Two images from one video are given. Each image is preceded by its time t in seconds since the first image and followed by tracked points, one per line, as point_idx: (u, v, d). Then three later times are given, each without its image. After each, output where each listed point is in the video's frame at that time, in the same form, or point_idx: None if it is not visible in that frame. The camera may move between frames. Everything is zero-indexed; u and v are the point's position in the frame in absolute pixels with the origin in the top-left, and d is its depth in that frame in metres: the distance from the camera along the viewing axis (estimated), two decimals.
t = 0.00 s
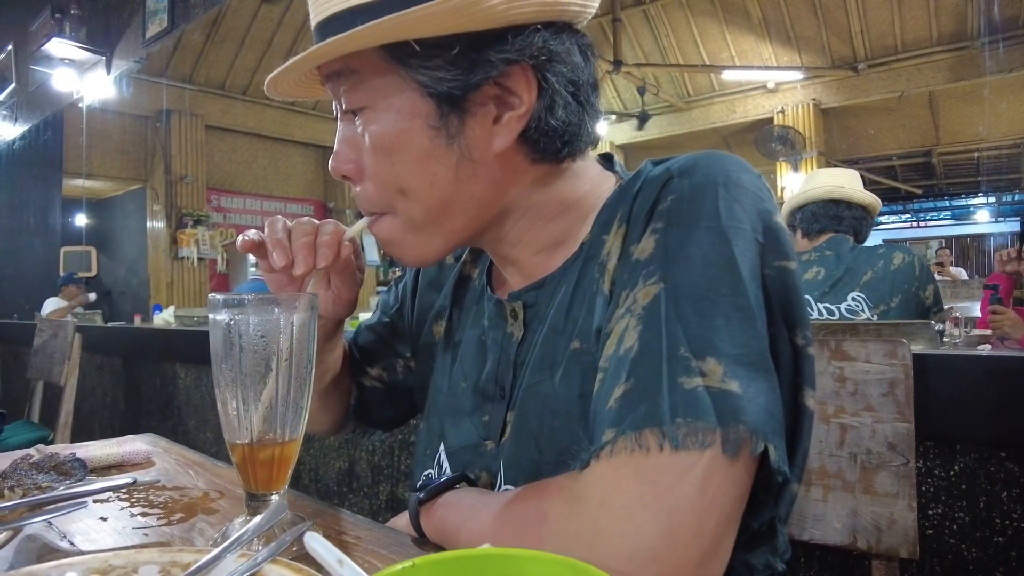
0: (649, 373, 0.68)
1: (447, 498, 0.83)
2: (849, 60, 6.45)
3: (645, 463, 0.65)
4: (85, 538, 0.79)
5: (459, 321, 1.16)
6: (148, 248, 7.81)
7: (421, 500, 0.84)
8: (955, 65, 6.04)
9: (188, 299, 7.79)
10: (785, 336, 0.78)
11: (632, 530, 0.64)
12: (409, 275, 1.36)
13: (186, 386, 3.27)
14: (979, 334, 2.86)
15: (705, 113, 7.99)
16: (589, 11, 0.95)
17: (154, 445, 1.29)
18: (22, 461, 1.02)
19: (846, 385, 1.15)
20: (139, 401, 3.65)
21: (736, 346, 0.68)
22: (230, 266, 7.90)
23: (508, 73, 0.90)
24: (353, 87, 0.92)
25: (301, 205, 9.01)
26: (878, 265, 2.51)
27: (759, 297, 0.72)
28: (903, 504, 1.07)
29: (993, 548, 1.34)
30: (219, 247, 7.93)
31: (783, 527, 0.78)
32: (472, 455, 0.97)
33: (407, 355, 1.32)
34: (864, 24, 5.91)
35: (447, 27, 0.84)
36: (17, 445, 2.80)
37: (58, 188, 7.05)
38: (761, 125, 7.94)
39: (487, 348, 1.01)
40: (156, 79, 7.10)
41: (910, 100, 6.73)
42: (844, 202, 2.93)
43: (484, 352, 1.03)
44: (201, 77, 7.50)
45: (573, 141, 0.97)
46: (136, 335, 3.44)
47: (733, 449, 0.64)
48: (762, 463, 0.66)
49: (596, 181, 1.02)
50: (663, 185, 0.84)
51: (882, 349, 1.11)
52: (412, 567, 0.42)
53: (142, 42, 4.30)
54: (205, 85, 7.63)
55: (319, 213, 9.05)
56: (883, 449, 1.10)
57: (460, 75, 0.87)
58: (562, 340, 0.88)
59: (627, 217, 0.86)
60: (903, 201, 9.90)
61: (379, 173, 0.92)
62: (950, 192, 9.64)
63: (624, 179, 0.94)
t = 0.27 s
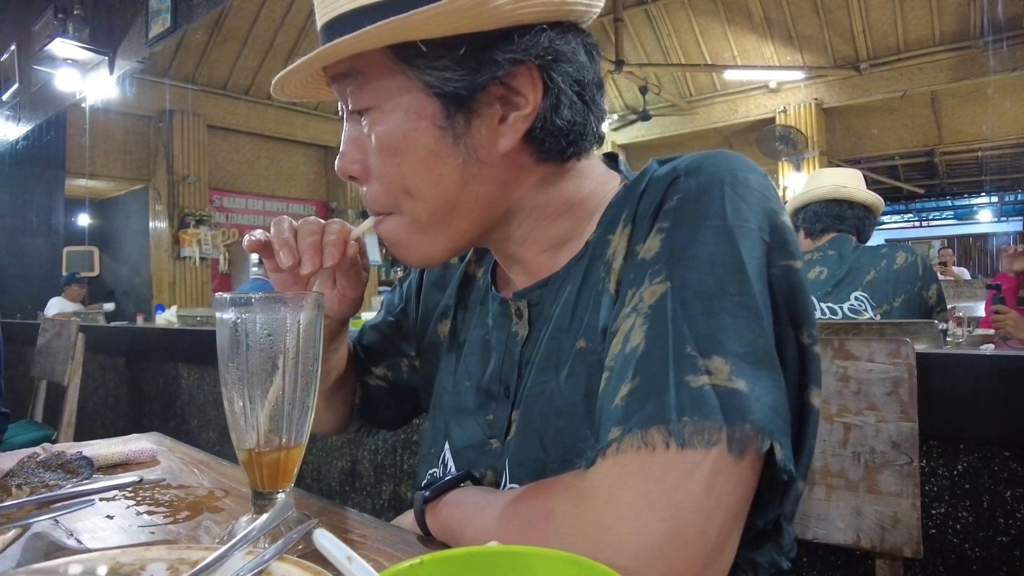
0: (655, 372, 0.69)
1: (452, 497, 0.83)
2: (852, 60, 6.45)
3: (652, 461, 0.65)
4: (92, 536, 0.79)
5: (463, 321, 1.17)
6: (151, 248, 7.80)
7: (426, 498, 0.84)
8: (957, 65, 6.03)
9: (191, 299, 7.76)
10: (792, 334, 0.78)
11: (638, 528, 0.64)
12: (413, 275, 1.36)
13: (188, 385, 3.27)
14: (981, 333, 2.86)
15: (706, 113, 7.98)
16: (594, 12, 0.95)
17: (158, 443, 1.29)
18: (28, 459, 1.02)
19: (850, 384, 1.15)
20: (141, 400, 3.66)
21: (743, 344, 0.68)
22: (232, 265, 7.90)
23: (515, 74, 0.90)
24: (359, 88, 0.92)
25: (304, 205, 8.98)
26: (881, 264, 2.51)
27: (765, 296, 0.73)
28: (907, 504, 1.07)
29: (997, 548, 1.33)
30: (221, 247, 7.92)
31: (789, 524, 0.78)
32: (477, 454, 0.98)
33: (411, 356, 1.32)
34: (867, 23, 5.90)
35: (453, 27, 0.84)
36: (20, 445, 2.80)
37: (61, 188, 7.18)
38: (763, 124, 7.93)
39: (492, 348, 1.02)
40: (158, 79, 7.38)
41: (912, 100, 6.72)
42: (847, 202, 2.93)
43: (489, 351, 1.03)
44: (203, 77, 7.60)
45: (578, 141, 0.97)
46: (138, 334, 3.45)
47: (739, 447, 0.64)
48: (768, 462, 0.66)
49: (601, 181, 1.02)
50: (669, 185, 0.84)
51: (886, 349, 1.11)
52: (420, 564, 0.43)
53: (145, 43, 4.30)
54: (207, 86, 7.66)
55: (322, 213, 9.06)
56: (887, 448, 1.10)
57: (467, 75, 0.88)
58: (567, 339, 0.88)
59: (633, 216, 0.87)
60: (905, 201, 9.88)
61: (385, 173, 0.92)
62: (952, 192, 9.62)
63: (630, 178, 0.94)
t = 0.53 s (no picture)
0: (651, 375, 0.68)
1: (449, 498, 0.83)
2: (854, 59, 6.43)
3: (648, 465, 0.65)
4: (87, 538, 0.79)
5: (462, 322, 1.17)
6: (153, 248, 7.79)
7: (422, 501, 0.84)
8: (961, 64, 6.01)
9: (193, 298, 7.80)
10: (789, 338, 0.78)
11: (633, 532, 0.63)
12: (412, 276, 1.36)
13: (190, 385, 3.27)
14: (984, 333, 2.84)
15: (709, 112, 7.96)
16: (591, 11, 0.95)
17: (157, 445, 1.29)
18: (26, 461, 1.02)
19: (850, 385, 1.14)
20: (143, 400, 3.66)
21: (739, 348, 0.68)
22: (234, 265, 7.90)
23: (513, 72, 0.90)
24: (358, 85, 0.92)
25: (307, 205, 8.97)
26: (884, 265, 2.50)
27: (763, 299, 0.72)
28: (908, 506, 1.07)
29: (999, 550, 1.33)
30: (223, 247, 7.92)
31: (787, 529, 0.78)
32: (475, 457, 0.97)
33: (409, 357, 1.32)
34: (870, 21, 5.88)
35: (451, 24, 0.83)
36: (22, 445, 2.81)
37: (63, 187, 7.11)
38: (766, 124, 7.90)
39: (490, 349, 1.01)
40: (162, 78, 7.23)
41: (915, 99, 6.70)
42: (849, 202, 2.92)
43: (487, 353, 1.02)
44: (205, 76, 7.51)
45: (577, 140, 0.97)
46: (141, 334, 3.45)
47: (734, 451, 0.64)
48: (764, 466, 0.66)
49: (601, 180, 1.03)
50: (668, 187, 0.84)
51: (886, 351, 1.10)
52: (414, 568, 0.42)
53: (146, 43, 4.31)
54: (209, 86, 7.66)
55: (324, 212, 9.06)
56: (887, 450, 1.09)
57: (465, 72, 0.87)
58: (564, 341, 0.88)
59: (631, 218, 0.86)
60: (909, 200, 9.85)
61: (383, 171, 0.92)
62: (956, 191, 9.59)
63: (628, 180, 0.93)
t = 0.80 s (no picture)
0: (673, 370, 0.69)
1: (469, 491, 0.84)
2: (862, 57, 6.41)
3: (668, 459, 0.66)
4: (113, 530, 0.81)
5: (481, 318, 1.18)
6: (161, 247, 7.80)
7: (442, 494, 0.85)
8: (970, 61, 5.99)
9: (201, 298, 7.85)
10: (808, 335, 0.79)
11: (652, 525, 0.65)
12: (430, 276, 1.38)
13: (201, 383, 3.30)
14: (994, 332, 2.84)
15: (716, 111, 7.94)
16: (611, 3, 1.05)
17: (175, 440, 1.31)
18: (51, 454, 1.04)
19: (861, 382, 1.15)
20: (154, 399, 3.69)
21: (760, 344, 0.69)
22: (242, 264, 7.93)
23: (557, 50, 0.96)
24: (405, 63, 0.92)
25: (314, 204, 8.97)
26: (895, 263, 2.50)
27: (783, 296, 0.73)
28: (919, 503, 1.07)
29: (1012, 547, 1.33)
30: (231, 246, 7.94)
31: (804, 524, 0.78)
32: (495, 451, 0.98)
33: (428, 355, 1.33)
34: (878, 19, 5.86)
35: None
36: (36, 442, 2.84)
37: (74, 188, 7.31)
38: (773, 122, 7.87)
39: (510, 345, 1.03)
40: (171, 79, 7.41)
41: (923, 97, 6.68)
42: (847, 199, 2.91)
43: (506, 348, 1.04)
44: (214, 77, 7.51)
45: (605, 122, 1.04)
46: (152, 332, 3.48)
47: (754, 446, 0.65)
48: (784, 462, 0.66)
49: (621, 180, 1.03)
50: (689, 186, 0.85)
51: (897, 348, 1.11)
52: (440, 558, 0.44)
53: (156, 43, 4.33)
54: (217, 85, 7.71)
55: (331, 212, 9.09)
56: (898, 446, 1.10)
57: (520, 43, 0.91)
58: (583, 338, 0.89)
59: (651, 217, 0.87)
60: (917, 199, 9.81)
61: (432, 150, 0.91)
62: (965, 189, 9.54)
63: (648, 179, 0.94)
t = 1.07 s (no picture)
0: (677, 372, 0.70)
1: (477, 491, 0.84)
2: (875, 55, 6.37)
3: (672, 460, 0.66)
4: (125, 528, 0.82)
5: (489, 320, 1.19)
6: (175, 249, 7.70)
7: (448, 495, 0.86)
8: (985, 58, 5.93)
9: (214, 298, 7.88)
10: (813, 337, 0.79)
11: (656, 527, 0.65)
12: (440, 281, 1.39)
13: (213, 383, 3.32)
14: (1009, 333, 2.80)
15: (727, 110, 7.90)
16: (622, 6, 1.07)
17: (187, 440, 1.32)
18: (66, 454, 1.05)
19: (870, 384, 1.14)
20: (167, 399, 3.73)
21: (765, 346, 0.69)
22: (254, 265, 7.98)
23: (579, 43, 0.97)
24: (427, 50, 0.92)
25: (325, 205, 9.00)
26: (906, 264, 2.48)
27: (788, 298, 0.73)
28: (930, 506, 1.06)
29: None
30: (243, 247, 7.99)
31: (809, 526, 0.78)
32: (502, 452, 0.99)
33: (437, 359, 1.34)
34: (891, 16, 5.81)
35: None
36: (50, 441, 2.87)
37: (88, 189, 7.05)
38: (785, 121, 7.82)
39: (517, 346, 1.03)
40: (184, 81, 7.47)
41: (938, 95, 6.61)
42: (850, 199, 2.90)
43: (514, 349, 1.04)
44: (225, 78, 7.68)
45: (617, 122, 1.04)
46: (165, 333, 3.51)
47: (758, 448, 0.65)
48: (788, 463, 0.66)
49: (628, 181, 1.04)
50: (695, 187, 0.85)
51: (907, 349, 1.11)
52: (446, 558, 0.44)
53: (169, 45, 4.37)
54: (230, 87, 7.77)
55: (342, 212, 9.15)
56: (909, 449, 1.09)
57: (544, 33, 0.92)
58: (589, 340, 0.90)
59: (658, 219, 0.88)
60: (931, 198, 9.73)
61: (452, 137, 0.90)
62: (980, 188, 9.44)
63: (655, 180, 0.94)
